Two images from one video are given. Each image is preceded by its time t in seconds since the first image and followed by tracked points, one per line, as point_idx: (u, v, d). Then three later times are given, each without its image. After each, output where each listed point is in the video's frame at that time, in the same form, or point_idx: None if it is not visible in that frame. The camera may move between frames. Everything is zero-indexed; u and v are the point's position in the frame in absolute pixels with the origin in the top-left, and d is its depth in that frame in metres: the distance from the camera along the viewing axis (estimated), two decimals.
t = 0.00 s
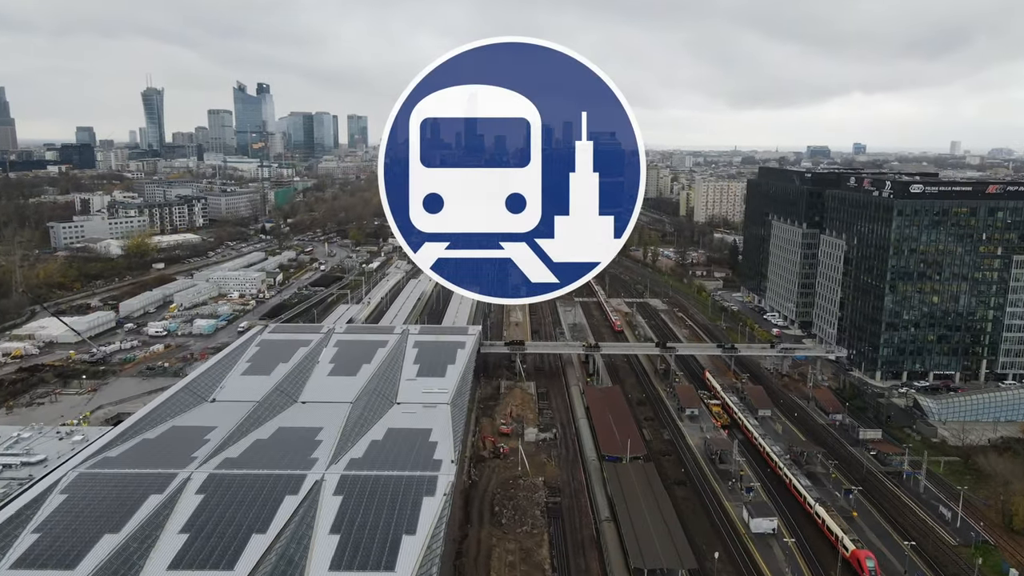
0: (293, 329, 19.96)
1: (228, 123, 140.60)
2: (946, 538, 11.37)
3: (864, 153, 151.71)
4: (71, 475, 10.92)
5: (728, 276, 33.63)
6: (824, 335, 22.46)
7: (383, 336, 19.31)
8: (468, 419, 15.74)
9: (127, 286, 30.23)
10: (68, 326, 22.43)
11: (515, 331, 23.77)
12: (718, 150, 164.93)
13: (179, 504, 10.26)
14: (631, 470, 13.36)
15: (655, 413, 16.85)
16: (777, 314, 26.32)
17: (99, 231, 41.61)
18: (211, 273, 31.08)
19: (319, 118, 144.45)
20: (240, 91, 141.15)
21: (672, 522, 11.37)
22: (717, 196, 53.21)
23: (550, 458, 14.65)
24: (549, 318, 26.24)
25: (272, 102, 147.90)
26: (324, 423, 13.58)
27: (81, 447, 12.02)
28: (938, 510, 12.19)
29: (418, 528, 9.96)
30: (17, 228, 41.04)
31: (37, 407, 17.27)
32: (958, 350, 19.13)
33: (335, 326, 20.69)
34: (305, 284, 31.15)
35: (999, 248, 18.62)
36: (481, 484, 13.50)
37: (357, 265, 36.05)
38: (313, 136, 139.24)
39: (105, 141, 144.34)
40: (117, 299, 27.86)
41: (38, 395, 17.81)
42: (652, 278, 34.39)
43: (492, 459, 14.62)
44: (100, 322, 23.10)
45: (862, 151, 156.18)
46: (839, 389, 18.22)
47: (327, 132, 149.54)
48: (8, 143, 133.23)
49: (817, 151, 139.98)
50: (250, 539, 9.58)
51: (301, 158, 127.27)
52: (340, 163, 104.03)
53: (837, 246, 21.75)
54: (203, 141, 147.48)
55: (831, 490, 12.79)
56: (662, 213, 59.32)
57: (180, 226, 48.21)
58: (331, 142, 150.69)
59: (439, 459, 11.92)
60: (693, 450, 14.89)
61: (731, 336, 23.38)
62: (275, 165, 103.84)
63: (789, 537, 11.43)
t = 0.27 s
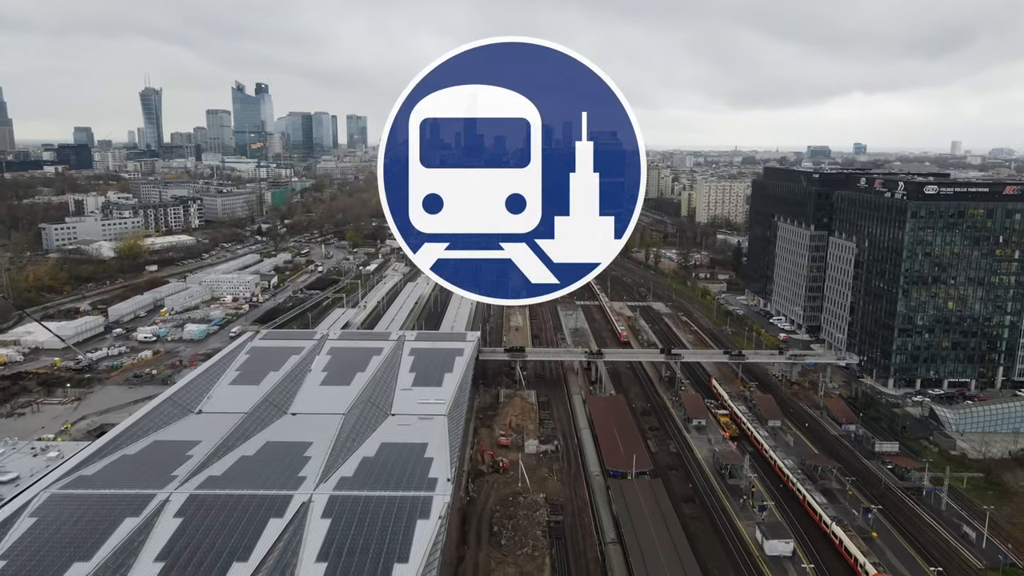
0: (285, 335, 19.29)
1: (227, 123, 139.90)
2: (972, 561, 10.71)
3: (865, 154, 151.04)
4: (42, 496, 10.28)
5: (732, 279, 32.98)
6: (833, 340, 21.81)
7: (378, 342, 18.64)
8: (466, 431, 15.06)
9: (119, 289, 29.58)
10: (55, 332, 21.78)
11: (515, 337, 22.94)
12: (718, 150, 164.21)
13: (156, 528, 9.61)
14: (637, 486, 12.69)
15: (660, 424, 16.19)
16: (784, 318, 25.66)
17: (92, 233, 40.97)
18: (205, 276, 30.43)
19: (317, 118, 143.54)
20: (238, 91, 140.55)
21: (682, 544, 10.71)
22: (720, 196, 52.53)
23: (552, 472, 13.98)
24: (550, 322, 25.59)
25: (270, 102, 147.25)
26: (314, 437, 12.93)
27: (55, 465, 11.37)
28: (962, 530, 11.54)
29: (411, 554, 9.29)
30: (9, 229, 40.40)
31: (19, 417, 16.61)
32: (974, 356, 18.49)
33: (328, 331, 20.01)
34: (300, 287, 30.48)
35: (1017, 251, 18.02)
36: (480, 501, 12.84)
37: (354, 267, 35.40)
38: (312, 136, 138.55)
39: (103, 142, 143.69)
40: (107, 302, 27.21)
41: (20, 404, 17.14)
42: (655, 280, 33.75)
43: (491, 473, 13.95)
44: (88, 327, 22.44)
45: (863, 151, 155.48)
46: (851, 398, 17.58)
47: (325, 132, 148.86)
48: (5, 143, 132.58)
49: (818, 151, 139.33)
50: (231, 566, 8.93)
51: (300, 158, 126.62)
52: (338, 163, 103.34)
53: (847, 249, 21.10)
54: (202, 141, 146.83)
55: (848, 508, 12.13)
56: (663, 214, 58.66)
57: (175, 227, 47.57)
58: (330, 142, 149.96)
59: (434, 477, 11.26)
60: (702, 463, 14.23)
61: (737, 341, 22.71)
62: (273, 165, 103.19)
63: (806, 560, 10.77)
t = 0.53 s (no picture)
0: (276, 341, 18.63)
1: (225, 123, 139.27)
2: None
3: (866, 153, 150.38)
4: (11, 519, 9.64)
5: (736, 281, 32.31)
6: (843, 346, 21.16)
7: (373, 349, 17.98)
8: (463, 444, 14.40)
9: (109, 292, 28.93)
10: (41, 338, 21.13)
11: (515, 343, 22.21)
12: (718, 150, 163.50)
13: (130, 555, 8.96)
14: (644, 504, 12.04)
15: (667, 435, 15.54)
16: (790, 322, 25.01)
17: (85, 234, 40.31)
18: (197, 279, 29.76)
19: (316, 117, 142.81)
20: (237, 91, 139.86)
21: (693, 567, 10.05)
22: (722, 197, 51.87)
23: (554, 488, 13.32)
24: (551, 326, 24.93)
25: (269, 102, 146.57)
26: (303, 452, 12.27)
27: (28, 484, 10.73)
28: (989, 552, 10.89)
29: None
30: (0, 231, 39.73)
31: None
32: (990, 363, 17.86)
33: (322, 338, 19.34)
34: (295, 291, 29.82)
35: None
36: (478, 519, 12.19)
37: (351, 269, 34.74)
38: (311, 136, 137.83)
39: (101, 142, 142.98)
40: (97, 306, 26.56)
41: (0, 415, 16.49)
42: (657, 282, 33.11)
43: (490, 489, 13.30)
44: (74, 333, 21.77)
45: (864, 151, 154.79)
46: (864, 407, 16.95)
47: (324, 132, 148.15)
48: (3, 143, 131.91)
49: (819, 151, 138.69)
50: None
51: (298, 158, 125.96)
52: (337, 163, 102.65)
53: (858, 251, 20.44)
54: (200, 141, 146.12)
55: (868, 528, 11.47)
56: (664, 214, 58.00)
57: (170, 228, 46.91)
58: (329, 142, 149.15)
59: (429, 497, 10.60)
60: (711, 477, 13.58)
61: (744, 347, 22.04)
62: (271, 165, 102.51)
63: None
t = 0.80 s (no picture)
0: (267, 348, 17.96)
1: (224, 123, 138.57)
2: None
3: (867, 153, 149.74)
4: None
5: (740, 284, 31.68)
6: (852, 352, 20.54)
7: (367, 357, 17.33)
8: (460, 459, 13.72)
9: (100, 296, 28.28)
10: (25, 344, 20.47)
11: (515, 348, 21.56)
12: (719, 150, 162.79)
13: None
14: (651, 524, 11.38)
15: (673, 448, 14.89)
16: (797, 326, 24.39)
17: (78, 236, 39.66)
18: (190, 282, 29.07)
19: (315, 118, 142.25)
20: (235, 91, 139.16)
21: None
22: (724, 197, 51.28)
23: (555, 506, 12.67)
24: (552, 331, 24.28)
25: (267, 102, 145.86)
26: (291, 470, 11.63)
27: None
28: None
29: None
30: None
31: None
32: (1007, 372, 17.23)
33: (314, 344, 18.67)
34: (290, 294, 29.16)
35: None
36: (475, 541, 11.54)
37: (347, 271, 34.10)
38: (309, 136, 137.16)
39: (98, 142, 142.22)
40: (86, 310, 25.92)
41: None
42: (660, 285, 32.47)
43: (488, 507, 12.64)
44: (60, 339, 21.12)
45: (864, 151, 154.21)
46: (877, 417, 16.32)
47: (323, 131, 147.47)
48: None
49: (820, 151, 138.06)
50: None
51: (297, 158, 125.29)
52: (335, 163, 101.94)
53: (868, 255, 19.80)
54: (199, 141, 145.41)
55: (889, 551, 10.82)
56: (666, 215, 57.36)
57: (164, 229, 46.25)
58: (328, 142, 148.45)
59: (423, 520, 9.96)
60: (720, 494, 12.93)
61: (750, 353, 21.40)
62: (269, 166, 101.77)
63: None
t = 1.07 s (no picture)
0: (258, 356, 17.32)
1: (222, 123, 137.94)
2: None
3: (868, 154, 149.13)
4: None
5: (744, 287, 31.05)
6: (863, 359, 19.90)
7: (361, 365, 16.69)
8: (457, 474, 13.08)
9: (90, 300, 27.64)
10: (9, 351, 19.82)
11: (515, 355, 20.90)
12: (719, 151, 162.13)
13: None
14: (659, 546, 10.74)
15: (679, 461, 14.24)
16: (804, 332, 23.75)
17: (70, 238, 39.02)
18: (182, 286, 28.42)
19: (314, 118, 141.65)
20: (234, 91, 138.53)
21: None
22: (726, 198, 50.67)
23: (557, 525, 12.03)
24: (553, 337, 23.65)
25: (266, 103, 145.27)
26: (278, 490, 10.98)
27: None
28: None
29: None
30: None
31: None
32: None
33: (307, 352, 18.03)
34: (285, 298, 28.50)
35: None
36: (473, 564, 10.90)
37: (344, 274, 33.46)
38: (308, 137, 136.54)
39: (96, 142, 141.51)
40: (75, 315, 25.28)
41: None
42: (662, 288, 31.85)
43: (486, 527, 11.99)
44: (46, 346, 20.47)
45: (865, 151, 153.63)
46: (891, 429, 15.67)
47: (322, 132, 146.89)
48: None
49: (821, 151, 137.46)
50: None
51: (296, 159, 124.69)
52: (334, 164, 101.27)
53: (880, 259, 19.18)
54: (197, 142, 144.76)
55: None
56: (667, 216, 56.74)
57: (159, 231, 45.61)
58: (327, 143, 147.83)
59: (417, 546, 9.32)
60: (731, 513, 12.29)
61: (757, 360, 20.76)
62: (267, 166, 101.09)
63: None
